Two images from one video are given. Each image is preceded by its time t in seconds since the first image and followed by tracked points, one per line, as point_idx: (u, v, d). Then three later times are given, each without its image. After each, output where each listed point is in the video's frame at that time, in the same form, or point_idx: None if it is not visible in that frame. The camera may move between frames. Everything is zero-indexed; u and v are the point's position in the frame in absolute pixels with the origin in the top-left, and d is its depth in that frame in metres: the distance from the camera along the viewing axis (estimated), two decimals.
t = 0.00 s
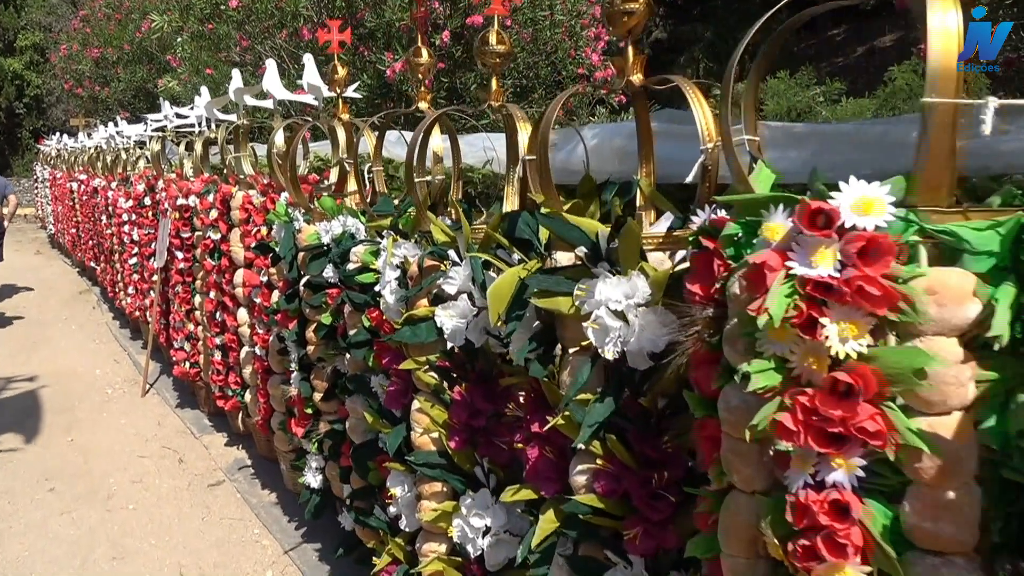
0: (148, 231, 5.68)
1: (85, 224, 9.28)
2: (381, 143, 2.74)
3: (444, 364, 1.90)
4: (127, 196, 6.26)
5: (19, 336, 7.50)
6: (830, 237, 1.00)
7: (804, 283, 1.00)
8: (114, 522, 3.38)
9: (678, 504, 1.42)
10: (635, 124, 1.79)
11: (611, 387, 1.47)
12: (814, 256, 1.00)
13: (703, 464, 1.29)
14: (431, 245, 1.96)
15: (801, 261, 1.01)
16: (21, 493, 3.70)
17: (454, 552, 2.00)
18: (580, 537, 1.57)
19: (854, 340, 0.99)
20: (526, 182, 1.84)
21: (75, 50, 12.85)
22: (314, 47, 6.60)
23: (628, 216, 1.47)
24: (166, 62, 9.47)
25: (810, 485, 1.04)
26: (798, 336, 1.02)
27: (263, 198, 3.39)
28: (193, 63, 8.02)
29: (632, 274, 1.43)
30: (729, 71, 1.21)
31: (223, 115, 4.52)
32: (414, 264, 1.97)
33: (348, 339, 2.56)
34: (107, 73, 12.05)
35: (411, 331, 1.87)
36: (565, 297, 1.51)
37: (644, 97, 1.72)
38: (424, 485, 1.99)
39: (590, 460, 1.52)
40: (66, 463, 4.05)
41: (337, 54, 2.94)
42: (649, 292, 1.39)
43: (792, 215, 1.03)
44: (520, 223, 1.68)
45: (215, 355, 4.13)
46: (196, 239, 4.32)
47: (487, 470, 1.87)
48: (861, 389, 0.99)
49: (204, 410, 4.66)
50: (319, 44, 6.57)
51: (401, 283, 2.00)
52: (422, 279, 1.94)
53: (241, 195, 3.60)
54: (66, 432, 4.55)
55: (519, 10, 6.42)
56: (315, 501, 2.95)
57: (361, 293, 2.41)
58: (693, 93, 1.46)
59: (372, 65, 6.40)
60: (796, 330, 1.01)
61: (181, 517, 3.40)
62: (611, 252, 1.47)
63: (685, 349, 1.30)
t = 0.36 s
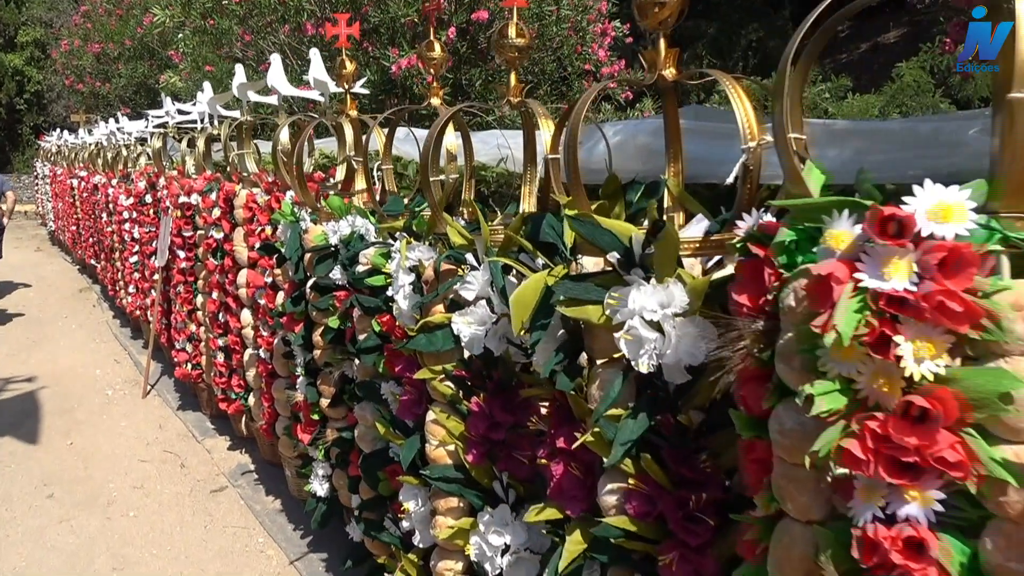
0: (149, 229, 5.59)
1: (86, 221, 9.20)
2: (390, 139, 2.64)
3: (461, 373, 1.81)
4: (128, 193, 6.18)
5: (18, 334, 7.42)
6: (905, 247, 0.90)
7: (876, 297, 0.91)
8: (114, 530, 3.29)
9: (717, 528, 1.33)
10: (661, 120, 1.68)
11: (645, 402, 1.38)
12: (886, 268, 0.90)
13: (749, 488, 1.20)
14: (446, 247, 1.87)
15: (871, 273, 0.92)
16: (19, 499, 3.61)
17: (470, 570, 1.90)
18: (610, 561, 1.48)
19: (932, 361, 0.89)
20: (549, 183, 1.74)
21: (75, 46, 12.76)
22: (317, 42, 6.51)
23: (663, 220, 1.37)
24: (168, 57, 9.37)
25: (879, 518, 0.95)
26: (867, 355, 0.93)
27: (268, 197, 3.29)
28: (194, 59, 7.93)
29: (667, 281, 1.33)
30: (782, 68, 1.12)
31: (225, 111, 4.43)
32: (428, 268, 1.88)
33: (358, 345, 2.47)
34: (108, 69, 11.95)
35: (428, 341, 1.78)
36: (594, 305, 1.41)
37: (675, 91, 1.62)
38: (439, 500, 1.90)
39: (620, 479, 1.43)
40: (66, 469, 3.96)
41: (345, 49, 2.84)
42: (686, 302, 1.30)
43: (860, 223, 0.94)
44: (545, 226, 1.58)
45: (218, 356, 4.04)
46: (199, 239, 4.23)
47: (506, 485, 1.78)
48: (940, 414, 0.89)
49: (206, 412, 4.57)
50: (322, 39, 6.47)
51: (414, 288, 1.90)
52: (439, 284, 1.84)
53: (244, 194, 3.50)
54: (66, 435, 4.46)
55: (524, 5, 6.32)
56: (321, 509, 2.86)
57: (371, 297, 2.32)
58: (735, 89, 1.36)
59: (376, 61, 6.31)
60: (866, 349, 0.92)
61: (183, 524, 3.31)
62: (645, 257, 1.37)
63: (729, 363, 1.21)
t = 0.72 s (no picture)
0: (147, 230, 5.48)
1: (82, 221, 9.10)
2: (398, 138, 2.54)
3: (477, 384, 1.71)
4: (125, 193, 6.07)
5: (13, 336, 7.30)
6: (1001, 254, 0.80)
7: (968, 310, 0.81)
8: (110, 540, 3.19)
9: (761, 554, 1.24)
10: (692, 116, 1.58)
11: (682, 419, 1.28)
12: (979, 277, 0.80)
13: (802, 515, 1.10)
14: (462, 250, 1.76)
15: (960, 282, 0.82)
16: (12, 508, 3.51)
17: None
18: None
19: None
20: (572, 184, 1.64)
21: (73, 44, 12.64)
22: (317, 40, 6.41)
23: (706, 224, 1.26)
24: (165, 56, 9.27)
25: (965, 558, 0.85)
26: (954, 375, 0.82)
27: (269, 198, 3.19)
28: (192, 57, 7.83)
29: (708, 290, 1.23)
30: (846, 57, 0.99)
31: (225, 109, 4.32)
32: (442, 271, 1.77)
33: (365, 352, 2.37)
34: (105, 68, 11.83)
35: (443, 349, 1.68)
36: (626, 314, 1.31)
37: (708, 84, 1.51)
38: (453, 516, 1.80)
39: (654, 501, 1.32)
40: (60, 476, 3.85)
41: (350, 44, 2.74)
42: (729, 311, 1.20)
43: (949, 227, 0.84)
44: (571, 229, 1.48)
45: (217, 360, 3.94)
46: (198, 239, 4.13)
47: (525, 502, 1.68)
48: None
49: (205, 417, 4.47)
50: (323, 37, 6.37)
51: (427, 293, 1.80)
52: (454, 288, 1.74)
53: (245, 193, 3.40)
54: (61, 441, 4.35)
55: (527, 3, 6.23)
56: (324, 519, 2.75)
57: (379, 301, 2.23)
58: (780, 82, 1.27)
59: (377, 59, 6.22)
60: (955, 368, 0.82)
61: (181, 534, 3.21)
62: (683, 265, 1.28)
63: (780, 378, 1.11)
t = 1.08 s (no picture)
0: (143, 230, 5.37)
1: (78, 221, 8.97)
2: (407, 135, 2.43)
3: (497, 398, 1.61)
4: (121, 193, 5.96)
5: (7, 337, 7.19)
6: None
7: None
8: (105, 552, 3.08)
9: None
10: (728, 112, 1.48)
11: (729, 439, 1.18)
12: None
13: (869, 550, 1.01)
14: (482, 254, 1.66)
15: None
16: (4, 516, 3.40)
17: None
18: None
19: None
20: (600, 185, 1.53)
21: (68, 44, 12.52)
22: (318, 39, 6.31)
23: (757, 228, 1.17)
24: (163, 55, 9.16)
25: None
26: None
27: (271, 198, 3.09)
28: (191, 56, 7.73)
29: (759, 300, 1.13)
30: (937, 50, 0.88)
31: (225, 107, 4.22)
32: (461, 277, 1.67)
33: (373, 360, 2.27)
34: (102, 67, 11.71)
35: (462, 361, 1.57)
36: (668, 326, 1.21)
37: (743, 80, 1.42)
38: (469, 535, 1.70)
39: (695, 528, 1.22)
40: (54, 484, 3.74)
41: (357, 38, 2.63)
42: (783, 322, 1.11)
43: None
44: (603, 233, 1.37)
45: (216, 365, 3.84)
46: (196, 241, 4.02)
47: (547, 522, 1.58)
48: None
49: (203, 423, 4.37)
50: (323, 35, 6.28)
51: (444, 300, 1.69)
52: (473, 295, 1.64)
53: (246, 194, 3.30)
54: (55, 447, 4.24)
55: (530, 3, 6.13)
56: (328, 532, 2.64)
57: (388, 307, 2.13)
58: (839, 74, 1.17)
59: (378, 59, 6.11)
60: None
61: (179, 545, 3.11)
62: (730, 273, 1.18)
63: (843, 398, 1.01)
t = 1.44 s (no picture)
0: (143, 228, 5.28)
1: (76, 218, 8.87)
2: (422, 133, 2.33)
3: (524, 413, 1.51)
4: (121, 190, 5.87)
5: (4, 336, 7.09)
6: None
7: None
8: (104, 562, 2.99)
9: None
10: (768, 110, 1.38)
11: (785, 465, 1.08)
12: None
13: None
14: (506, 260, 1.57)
15: None
16: None
17: None
18: None
19: None
20: (634, 189, 1.44)
21: (67, 38, 12.41)
22: (321, 34, 6.21)
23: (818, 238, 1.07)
24: (163, 49, 9.06)
25: None
26: None
27: (276, 197, 2.99)
28: (192, 50, 7.63)
29: (820, 316, 1.04)
30: None
31: (228, 104, 4.13)
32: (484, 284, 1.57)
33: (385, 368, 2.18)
34: (101, 62, 11.60)
35: (487, 375, 1.48)
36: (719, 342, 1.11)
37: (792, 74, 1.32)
38: (491, 558, 1.61)
39: (744, 560, 1.14)
40: (52, 492, 3.65)
41: (369, 33, 2.54)
42: (849, 339, 1.01)
43: None
44: (642, 239, 1.27)
45: (218, 369, 3.75)
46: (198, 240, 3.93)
47: (576, 545, 1.49)
48: None
49: (204, 426, 4.28)
50: (326, 30, 6.19)
51: (465, 309, 1.60)
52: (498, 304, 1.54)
53: (250, 193, 3.21)
54: (52, 453, 4.15)
55: None
56: (336, 545, 2.55)
57: (402, 314, 2.04)
58: (907, 71, 1.10)
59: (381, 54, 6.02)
60: None
61: (181, 555, 3.01)
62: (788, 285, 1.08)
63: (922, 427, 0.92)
